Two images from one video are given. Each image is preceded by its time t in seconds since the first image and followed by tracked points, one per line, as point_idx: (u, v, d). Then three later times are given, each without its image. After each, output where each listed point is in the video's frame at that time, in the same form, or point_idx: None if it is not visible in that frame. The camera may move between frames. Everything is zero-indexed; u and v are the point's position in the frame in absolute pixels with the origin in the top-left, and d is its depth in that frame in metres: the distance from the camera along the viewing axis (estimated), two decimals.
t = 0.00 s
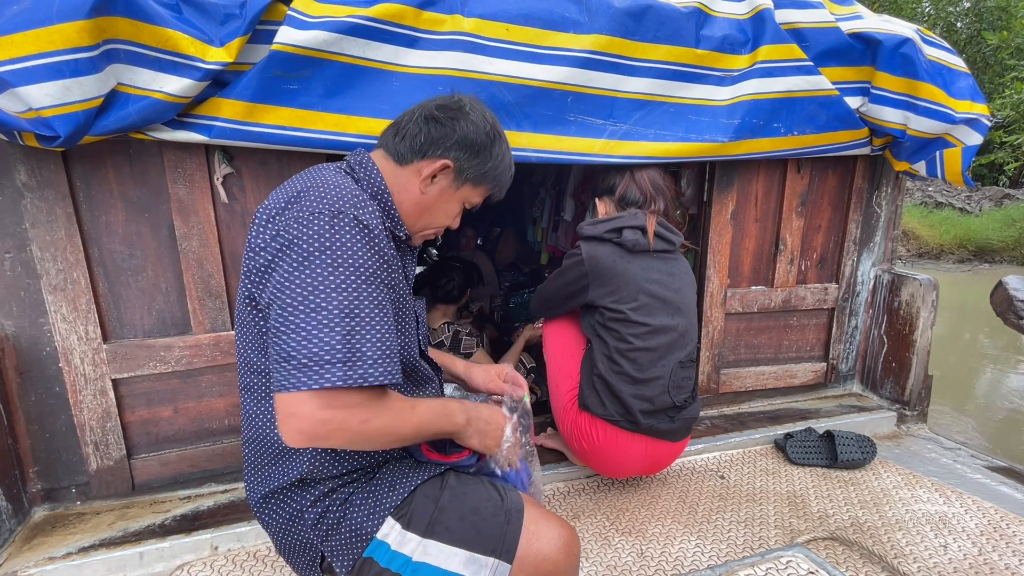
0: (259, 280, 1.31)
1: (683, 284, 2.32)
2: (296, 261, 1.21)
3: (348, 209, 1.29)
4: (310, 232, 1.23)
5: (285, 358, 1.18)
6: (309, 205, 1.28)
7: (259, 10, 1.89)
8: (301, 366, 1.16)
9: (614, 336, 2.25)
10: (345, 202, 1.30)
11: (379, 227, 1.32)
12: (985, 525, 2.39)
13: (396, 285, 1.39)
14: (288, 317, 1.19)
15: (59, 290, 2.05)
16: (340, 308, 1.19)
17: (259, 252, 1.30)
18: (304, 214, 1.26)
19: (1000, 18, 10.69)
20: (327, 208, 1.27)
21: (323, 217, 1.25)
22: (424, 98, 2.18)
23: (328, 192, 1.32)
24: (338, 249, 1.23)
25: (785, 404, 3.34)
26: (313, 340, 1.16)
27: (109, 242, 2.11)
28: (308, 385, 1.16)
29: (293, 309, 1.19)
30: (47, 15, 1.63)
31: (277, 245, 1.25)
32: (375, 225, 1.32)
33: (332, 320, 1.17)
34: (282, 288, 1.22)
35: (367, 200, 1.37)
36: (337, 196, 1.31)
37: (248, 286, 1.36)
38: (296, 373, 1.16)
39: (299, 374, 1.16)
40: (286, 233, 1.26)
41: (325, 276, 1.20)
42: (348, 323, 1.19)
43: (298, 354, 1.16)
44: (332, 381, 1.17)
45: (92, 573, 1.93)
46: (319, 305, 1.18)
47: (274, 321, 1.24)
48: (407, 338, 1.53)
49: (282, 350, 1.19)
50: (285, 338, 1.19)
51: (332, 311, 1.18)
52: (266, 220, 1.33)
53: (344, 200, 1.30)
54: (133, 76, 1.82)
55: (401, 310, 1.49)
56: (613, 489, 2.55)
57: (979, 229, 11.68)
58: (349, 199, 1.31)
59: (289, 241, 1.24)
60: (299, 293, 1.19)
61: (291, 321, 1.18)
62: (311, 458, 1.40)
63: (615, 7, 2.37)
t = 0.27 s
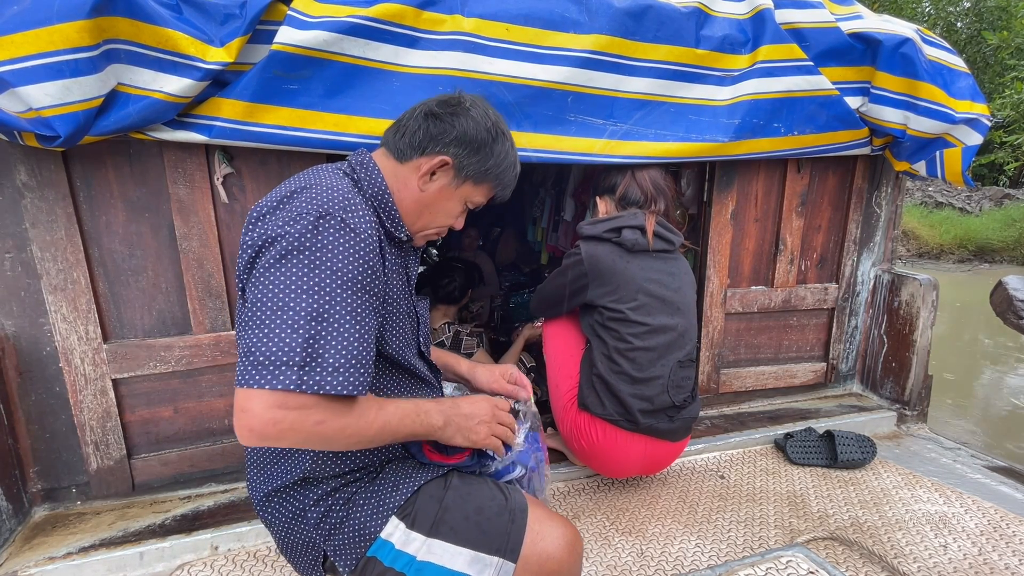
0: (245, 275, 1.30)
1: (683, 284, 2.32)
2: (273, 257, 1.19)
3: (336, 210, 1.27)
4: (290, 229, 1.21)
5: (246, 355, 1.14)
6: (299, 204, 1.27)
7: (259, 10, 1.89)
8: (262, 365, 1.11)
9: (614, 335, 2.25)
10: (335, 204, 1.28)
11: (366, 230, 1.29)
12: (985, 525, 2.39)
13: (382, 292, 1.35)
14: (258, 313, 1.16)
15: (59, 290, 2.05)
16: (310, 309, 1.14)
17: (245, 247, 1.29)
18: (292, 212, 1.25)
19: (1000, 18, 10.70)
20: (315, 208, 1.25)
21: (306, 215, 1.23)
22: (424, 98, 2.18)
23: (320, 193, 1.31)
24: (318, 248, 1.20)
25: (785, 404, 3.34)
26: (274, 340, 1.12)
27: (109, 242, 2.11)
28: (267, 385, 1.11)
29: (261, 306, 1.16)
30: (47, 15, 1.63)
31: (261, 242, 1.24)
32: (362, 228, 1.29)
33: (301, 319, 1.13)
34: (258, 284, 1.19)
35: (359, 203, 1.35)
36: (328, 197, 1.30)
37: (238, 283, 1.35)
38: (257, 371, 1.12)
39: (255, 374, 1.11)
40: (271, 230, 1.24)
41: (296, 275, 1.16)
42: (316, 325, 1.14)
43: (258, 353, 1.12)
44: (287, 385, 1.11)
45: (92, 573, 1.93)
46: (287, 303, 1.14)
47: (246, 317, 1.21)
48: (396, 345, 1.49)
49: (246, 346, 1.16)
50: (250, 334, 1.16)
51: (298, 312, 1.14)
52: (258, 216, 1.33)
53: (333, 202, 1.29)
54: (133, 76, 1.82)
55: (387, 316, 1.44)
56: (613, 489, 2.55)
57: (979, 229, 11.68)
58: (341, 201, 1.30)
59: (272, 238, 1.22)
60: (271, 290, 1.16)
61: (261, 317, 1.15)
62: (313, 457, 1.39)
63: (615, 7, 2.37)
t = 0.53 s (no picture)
0: (244, 276, 1.30)
1: (683, 284, 2.31)
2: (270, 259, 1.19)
3: (337, 213, 1.27)
4: (288, 232, 1.21)
5: (239, 356, 1.14)
6: (301, 206, 1.28)
7: (259, 10, 1.89)
8: (256, 366, 1.11)
9: (613, 335, 2.25)
10: (337, 207, 1.29)
11: (365, 235, 1.29)
12: (985, 525, 2.38)
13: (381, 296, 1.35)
14: (255, 314, 1.16)
15: (59, 290, 2.05)
16: (306, 311, 1.14)
17: (245, 247, 1.29)
18: (293, 214, 1.25)
19: (1000, 18, 10.70)
20: (317, 211, 1.26)
21: (306, 218, 1.23)
22: (424, 98, 2.17)
23: (322, 196, 1.31)
24: (317, 251, 1.20)
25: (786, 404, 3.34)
26: (267, 342, 1.12)
27: (109, 242, 2.11)
28: (259, 387, 1.11)
29: (257, 308, 1.16)
30: (47, 14, 1.63)
31: (261, 243, 1.24)
32: (363, 232, 1.29)
33: (296, 321, 1.13)
34: (256, 285, 1.19)
35: (362, 207, 1.35)
36: (329, 200, 1.30)
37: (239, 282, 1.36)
38: (251, 372, 1.11)
39: (246, 375, 1.11)
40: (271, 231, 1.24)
41: (292, 278, 1.16)
42: (312, 328, 1.14)
43: (250, 354, 1.11)
44: (277, 388, 1.11)
45: (92, 573, 1.93)
46: (282, 306, 1.14)
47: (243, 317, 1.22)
48: (395, 348, 1.48)
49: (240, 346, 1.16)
50: (243, 335, 1.15)
51: (292, 315, 1.13)
52: (259, 216, 1.33)
53: (333, 205, 1.29)
54: (133, 76, 1.82)
55: (386, 320, 1.44)
56: (613, 489, 2.55)
57: (979, 229, 11.68)
58: (342, 204, 1.30)
59: (272, 239, 1.22)
60: (268, 291, 1.16)
61: (258, 319, 1.15)
62: (315, 458, 1.39)
63: (615, 7, 2.37)
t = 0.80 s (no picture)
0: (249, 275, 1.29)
1: (682, 284, 2.31)
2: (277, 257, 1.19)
3: (342, 212, 1.27)
4: (296, 230, 1.20)
5: (250, 355, 1.13)
6: (306, 205, 1.27)
7: (259, 10, 1.89)
8: (265, 364, 1.10)
9: (614, 335, 2.25)
10: (342, 205, 1.29)
11: (371, 233, 1.29)
12: (985, 525, 2.38)
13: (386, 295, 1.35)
14: (262, 312, 1.15)
15: (59, 290, 2.05)
16: (315, 309, 1.14)
17: (250, 246, 1.28)
18: (298, 212, 1.25)
19: (1000, 18, 10.69)
20: (321, 209, 1.26)
21: (312, 216, 1.23)
22: (425, 97, 2.17)
23: (326, 195, 1.31)
24: (324, 249, 1.20)
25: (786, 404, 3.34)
26: (279, 340, 1.11)
27: (109, 242, 2.11)
28: (269, 385, 1.10)
29: (267, 306, 1.15)
30: (47, 14, 1.63)
31: (265, 242, 1.23)
32: (368, 230, 1.29)
33: (305, 319, 1.12)
34: (262, 283, 1.18)
35: (366, 206, 1.35)
36: (334, 199, 1.30)
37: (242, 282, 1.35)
38: (259, 370, 1.11)
39: (259, 374, 1.10)
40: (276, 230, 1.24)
41: (299, 275, 1.15)
42: (321, 326, 1.14)
43: (262, 353, 1.11)
44: (290, 386, 1.10)
45: (92, 573, 1.93)
46: (292, 303, 1.13)
47: (250, 317, 1.21)
48: (398, 348, 1.48)
49: (249, 345, 1.15)
50: (253, 334, 1.14)
51: (304, 312, 1.13)
52: (262, 215, 1.32)
53: (338, 204, 1.29)
54: (133, 75, 1.82)
55: (389, 320, 1.44)
56: (613, 489, 2.55)
57: (979, 229, 11.68)
58: (347, 203, 1.30)
59: (277, 238, 1.21)
60: (275, 290, 1.15)
61: (265, 317, 1.14)
62: (311, 459, 1.39)
63: (615, 7, 2.37)
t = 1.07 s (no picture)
0: (246, 277, 1.30)
1: (683, 284, 2.31)
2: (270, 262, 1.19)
3: (339, 217, 1.27)
4: (290, 234, 1.21)
5: (240, 359, 1.14)
6: (303, 208, 1.28)
7: (259, 9, 1.89)
8: (255, 369, 1.11)
9: (614, 335, 2.25)
10: (339, 209, 1.28)
11: (367, 238, 1.28)
12: (986, 524, 2.38)
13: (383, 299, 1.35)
14: (255, 316, 1.15)
15: (58, 290, 2.05)
16: (306, 314, 1.14)
17: (247, 248, 1.29)
18: (295, 216, 1.25)
19: (1000, 18, 10.68)
20: (318, 213, 1.26)
21: (307, 221, 1.23)
22: (425, 97, 2.17)
23: (323, 199, 1.31)
24: (318, 254, 1.20)
25: (786, 404, 3.34)
26: (266, 346, 1.11)
27: (109, 241, 2.10)
28: (258, 390, 1.10)
29: (258, 311, 1.15)
30: (47, 13, 1.63)
31: (261, 246, 1.24)
32: (364, 234, 1.29)
33: (297, 325, 1.12)
34: (255, 287, 1.19)
35: (364, 210, 1.35)
36: (331, 203, 1.30)
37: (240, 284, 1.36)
38: (249, 375, 1.11)
39: (246, 379, 1.11)
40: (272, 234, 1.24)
41: (293, 281, 1.16)
42: (312, 332, 1.14)
43: (250, 358, 1.11)
44: (276, 392, 1.11)
45: (92, 573, 1.93)
46: (282, 309, 1.14)
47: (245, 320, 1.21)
48: (396, 350, 1.48)
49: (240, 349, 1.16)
50: (244, 338, 1.15)
51: (293, 318, 1.13)
52: (262, 218, 1.33)
53: (336, 208, 1.29)
54: (133, 75, 1.82)
55: (388, 322, 1.44)
56: (613, 489, 2.55)
57: (979, 229, 11.67)
58: (344, 207, 1.30)
59: (272, 242, 1.22)
60: (268, 295, 1.16)
61: (257, 321, 1.15)
62: (310, 458, 1.39)
63: (616, 7, 2.37)
